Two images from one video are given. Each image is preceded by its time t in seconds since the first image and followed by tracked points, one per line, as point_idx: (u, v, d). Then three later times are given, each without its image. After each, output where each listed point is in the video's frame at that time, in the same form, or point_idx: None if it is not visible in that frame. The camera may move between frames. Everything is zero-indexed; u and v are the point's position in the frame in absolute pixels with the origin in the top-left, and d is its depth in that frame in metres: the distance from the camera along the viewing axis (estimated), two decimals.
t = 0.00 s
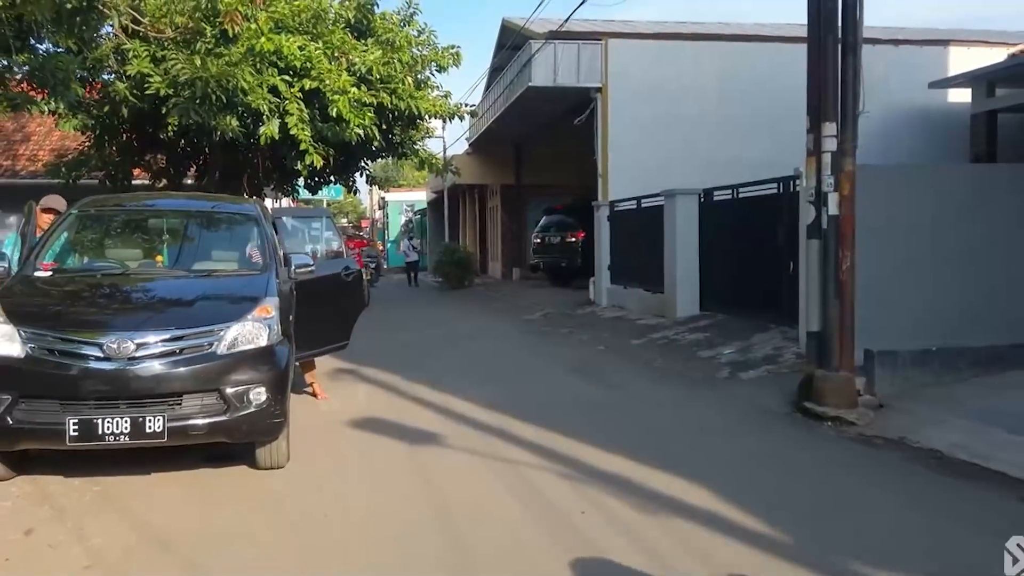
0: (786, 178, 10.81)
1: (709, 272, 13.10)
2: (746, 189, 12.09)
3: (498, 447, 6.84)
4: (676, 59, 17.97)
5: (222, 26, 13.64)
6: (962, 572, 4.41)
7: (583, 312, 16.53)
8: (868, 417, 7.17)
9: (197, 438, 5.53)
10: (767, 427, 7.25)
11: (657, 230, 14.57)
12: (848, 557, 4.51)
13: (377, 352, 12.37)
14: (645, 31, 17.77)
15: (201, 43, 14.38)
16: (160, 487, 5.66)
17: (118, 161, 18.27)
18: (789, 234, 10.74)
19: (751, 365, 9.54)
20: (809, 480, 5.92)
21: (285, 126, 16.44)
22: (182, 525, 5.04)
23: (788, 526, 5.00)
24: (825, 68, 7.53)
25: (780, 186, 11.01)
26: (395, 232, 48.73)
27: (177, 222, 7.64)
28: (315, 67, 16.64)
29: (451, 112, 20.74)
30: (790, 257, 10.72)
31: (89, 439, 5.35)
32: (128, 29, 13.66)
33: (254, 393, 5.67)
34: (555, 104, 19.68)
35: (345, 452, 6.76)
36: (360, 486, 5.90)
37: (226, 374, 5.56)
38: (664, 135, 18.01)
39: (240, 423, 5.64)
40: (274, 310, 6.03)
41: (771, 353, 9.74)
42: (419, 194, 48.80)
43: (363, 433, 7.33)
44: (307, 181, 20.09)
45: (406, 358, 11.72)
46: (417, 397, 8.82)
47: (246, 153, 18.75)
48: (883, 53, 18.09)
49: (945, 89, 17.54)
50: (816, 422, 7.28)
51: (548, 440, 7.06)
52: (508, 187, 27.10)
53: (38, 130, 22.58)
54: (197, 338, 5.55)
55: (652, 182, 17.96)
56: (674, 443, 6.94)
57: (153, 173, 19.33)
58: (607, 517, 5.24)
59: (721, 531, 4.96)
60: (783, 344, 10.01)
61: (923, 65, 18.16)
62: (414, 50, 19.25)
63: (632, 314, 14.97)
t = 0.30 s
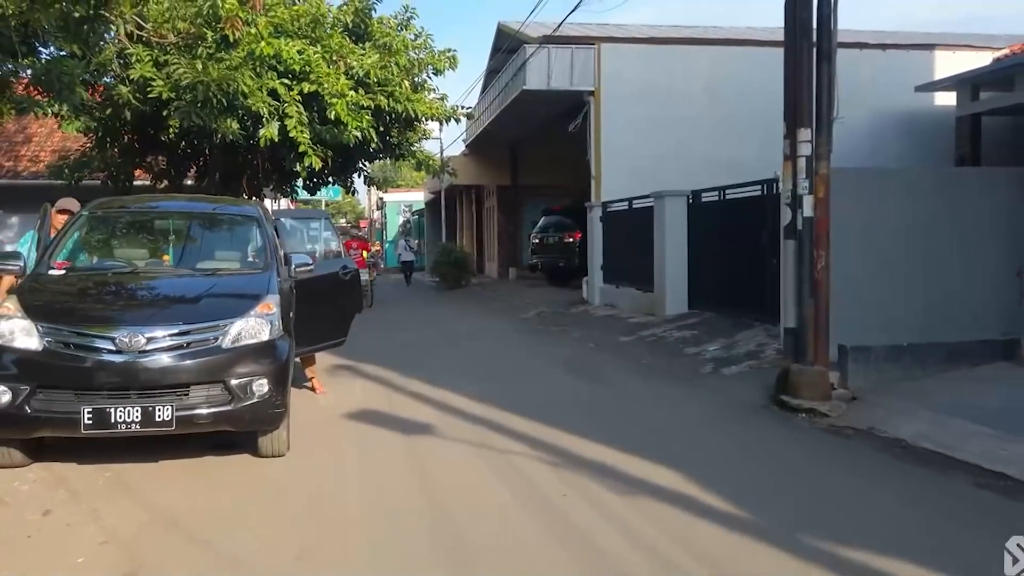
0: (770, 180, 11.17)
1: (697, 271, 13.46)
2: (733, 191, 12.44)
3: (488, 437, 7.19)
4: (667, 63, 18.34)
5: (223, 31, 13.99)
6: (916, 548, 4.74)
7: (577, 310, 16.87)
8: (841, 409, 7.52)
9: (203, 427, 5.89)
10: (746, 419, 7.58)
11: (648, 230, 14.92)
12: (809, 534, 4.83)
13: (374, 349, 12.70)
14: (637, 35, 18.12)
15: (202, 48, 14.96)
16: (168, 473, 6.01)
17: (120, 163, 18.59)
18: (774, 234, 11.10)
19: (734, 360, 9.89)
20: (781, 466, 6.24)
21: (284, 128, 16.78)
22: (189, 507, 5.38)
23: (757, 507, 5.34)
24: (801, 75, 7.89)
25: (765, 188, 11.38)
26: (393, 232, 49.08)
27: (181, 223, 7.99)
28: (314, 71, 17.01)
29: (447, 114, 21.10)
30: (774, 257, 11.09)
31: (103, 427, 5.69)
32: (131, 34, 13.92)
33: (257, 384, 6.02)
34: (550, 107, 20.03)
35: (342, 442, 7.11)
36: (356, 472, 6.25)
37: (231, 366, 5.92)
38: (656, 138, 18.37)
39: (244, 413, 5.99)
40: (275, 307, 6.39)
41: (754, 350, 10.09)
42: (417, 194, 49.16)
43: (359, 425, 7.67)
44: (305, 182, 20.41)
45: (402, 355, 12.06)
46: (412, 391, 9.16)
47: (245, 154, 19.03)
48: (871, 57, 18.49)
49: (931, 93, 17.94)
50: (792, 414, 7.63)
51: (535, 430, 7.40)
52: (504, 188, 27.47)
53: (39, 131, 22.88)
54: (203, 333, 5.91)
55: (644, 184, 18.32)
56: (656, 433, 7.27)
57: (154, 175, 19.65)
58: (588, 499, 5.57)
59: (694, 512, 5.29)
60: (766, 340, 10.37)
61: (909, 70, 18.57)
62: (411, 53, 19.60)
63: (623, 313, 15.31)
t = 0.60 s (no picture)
0: (755, 183, 11.59)
1: (686, 270, 13.89)
2: (720, 192, 12.86)
3: (480, 425, 7.58)
4: (660, 67, 18.76)
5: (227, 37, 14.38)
6: (871, 519, 5.12)
7: (571, 309, 17.26)
8: (816, 400, 7.92)
9: (215, 413, 6.30)
10: (726, 409, 7.99)
11: (639, 230, 15.34)
12: (774, 508, 5.21)
13: (374, 346, 13.11)
14: (630, 40, 18.54)
15: (206, 52, 15.34)
16: (180, 456, 6.41)
17: (124, 164, 18.98)
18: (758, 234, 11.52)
19: (718, 355, 10.31)
20: (754, 448, 6.64)
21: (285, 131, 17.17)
22: (199, 486, 5.76)
23: (728, 485, 5.73)
24: (780, 82, 8.29)
25: (750, 190, 11.80)
26: (391, 232, 49.56)
27: (189, 223, 8.40)
28: (314, 75, 17.40)
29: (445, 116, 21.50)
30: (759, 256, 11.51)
31: (120, 413, 6.10)
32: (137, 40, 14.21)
33: (264, 373, 6.43)
34: (545, 109, 20.45)
35: (342, 431, 7.50)
36: (355, 457, 6.64)
37: (240, 357, 6.33)
38: (649, 140, 18.79)
39: (252, 401, 6.40)
40: (280, 302, 6.80)
41: (738, 345, 10.52)
42: (415, 194, 49.62)
43: (360, 415, 8.07)
44: (305, 183, 20.78)
45: (400, 351, 12.47)
46: (409, 384, 9.57)
47: (247, 156, 19.38)
48: (859, 61, 18.91)
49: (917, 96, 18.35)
50: (770, 405, 8.03)
51: (525, 419, 7.80)
52: (501, 188, 27.89)
53: (42, 132, 23.27)
54: (214, 325, 6.31)
55: (636, 185, 18.75)
56: (640, 421, 7.67)
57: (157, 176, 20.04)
58: (571, 479, 5.98)
59: (670, 489, 5.69)
60: (749, 336, 10.80)
61: (896, 74, 19.02)
62: (409, 56, 19.99)
63: (616, 310, 15.72)
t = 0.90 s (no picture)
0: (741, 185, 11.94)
1: (677, 270, 14.25)
2: (708, 194, 13.20)
3: (472, 417, 7.92)
4: (653, 71, 19.12)
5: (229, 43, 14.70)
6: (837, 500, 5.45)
7: (566, 307, 17.60)
8: (795, 393, 8.28)
9: (221, 404, 6.65)
10: (708, 402, 8.33)
11: (631, 230, 15.68)
12: (743, 488, 5.55)
13: (372, 343, 13.46)
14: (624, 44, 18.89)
15: (208, 56, 15.70)
16: (188, 445, 6.76)
17: (126, 165, 19.29)
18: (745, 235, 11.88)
19: (704, 351, 10.67)
20: (732, 437, 6.98)
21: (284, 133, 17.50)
22: (205, 472, 6.11)
23: (704, 470, 6.06)
24: (760, 89, 8.64)
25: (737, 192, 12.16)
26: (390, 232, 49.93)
27: (192, 224, 8.74)
28: (313, 78, 17.72)
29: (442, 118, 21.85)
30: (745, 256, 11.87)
31: (132, 404, 6.45)
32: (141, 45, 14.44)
33: (267, 367, 6.78)
34: (540, 111, 20.80)
35: (340, 422, 7.84)
36: (352, 447, 6.97)
37: (245, 351, 6.68)
38: (642, 142, 19.15)
39: (256, 393, 6.75)
40: (283, 299, 7.15)
41: (724, 342, 10.88)
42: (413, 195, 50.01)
43: (357, 408, 8.42)
44: (304, 183, 21.10)
45: (398, 349, 12.81)
46: (405, 380, 9.91)
47: (247, 157, 19.67)
48: (848, 64, 19.29)
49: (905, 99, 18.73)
50: (751, 398, 8.39)
51: (516, 411, 8.14)
52: (498, 189, 28.23)
53: (44, 133, 23.57)
54: (220, 322, 6.67)
55: (629, 186, 19.11)
56: (625, 413, 8.01)
57: (159, 177, 20.36)
58: (556, 466, 6.31)
59: (649, 474, 6.01)
60: (735, 333, 11.16)
61: (884, 77, 19.40)
62: (407, 60, 20.34)
63: (609, 309, 16.07)
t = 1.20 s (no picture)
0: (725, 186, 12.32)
1: (666, 268, 14.61)
2: (696, 194, 13.57)
3: (462, 408, 8.28)
4: (644, 73, 19.49)
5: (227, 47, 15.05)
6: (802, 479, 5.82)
7: (558, 306, 17.94)
8: (772, 385, 8.64)
9: (222, 395, 6.99)
10: (689, 395, 8.70)
11: (622, 230, 16.05)
12: (715, 472, 5.91)
13: (368, 340, 13.81)
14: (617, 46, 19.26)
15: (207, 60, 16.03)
16: (191, 433, 7.11)
17: (125, 165, 19.59)
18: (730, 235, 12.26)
19: (689, 346, 11.04)
20: (708, 426, 7.34)
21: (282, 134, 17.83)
22: (208, 458, 6.46)
23: (680, 455, 6.42)
24: (739, 95, 9.00)
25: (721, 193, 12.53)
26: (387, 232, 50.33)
27: (193, 224, 9.09)
28: (310, 80, 18.07)
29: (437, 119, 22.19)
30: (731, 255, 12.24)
31: (138, 393, 6.80)
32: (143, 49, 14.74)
33: (266, 359, 7.13)
34: (534, 113, 21.17)
35: (335, 413, 8.18)
36: (347, 436, 7.32)
37: (245, 344, 7.04)
38: (634, 143, 19.52)
39: (254, 384, 7.10)
40: (281, 295, 7.51)
41: (708, 337, 11.26)
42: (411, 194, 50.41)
43: (353, 400, 8.77)
44: (302, 184, 21.44)
45: (394, 346, 13.18)
46: (399, 374, 10.26)
47: (246, 158, 19.99)
48: (836, 67, 19.68)
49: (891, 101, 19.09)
50: (730, 390, 8.75)
51: (505, 403, 8.50)
52: (494, 190, 28.56)
53: (43, 133, 23.84)
54: (221, 316, 7.02)
55: (621, 186, 19.47)
56: (608, 404, 8.36)
57: (158, 177, 20.67)
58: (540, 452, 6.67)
59: (627, 459, 6.37)
60: (719, 329, 11.53)
61: (871, 79, 19.77)
62: (403, 62, 20.66)
63: (600, 307, 16.44)
